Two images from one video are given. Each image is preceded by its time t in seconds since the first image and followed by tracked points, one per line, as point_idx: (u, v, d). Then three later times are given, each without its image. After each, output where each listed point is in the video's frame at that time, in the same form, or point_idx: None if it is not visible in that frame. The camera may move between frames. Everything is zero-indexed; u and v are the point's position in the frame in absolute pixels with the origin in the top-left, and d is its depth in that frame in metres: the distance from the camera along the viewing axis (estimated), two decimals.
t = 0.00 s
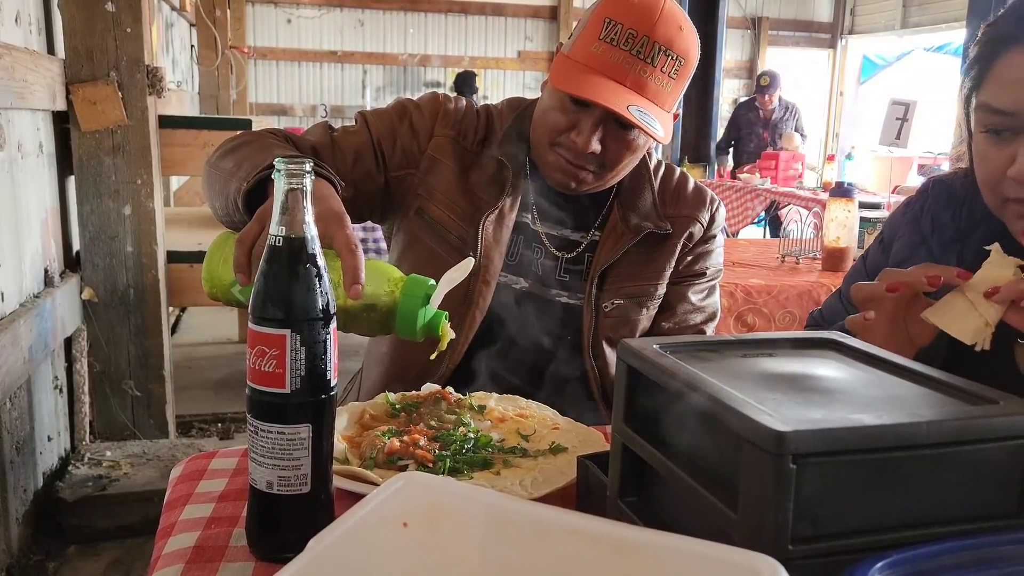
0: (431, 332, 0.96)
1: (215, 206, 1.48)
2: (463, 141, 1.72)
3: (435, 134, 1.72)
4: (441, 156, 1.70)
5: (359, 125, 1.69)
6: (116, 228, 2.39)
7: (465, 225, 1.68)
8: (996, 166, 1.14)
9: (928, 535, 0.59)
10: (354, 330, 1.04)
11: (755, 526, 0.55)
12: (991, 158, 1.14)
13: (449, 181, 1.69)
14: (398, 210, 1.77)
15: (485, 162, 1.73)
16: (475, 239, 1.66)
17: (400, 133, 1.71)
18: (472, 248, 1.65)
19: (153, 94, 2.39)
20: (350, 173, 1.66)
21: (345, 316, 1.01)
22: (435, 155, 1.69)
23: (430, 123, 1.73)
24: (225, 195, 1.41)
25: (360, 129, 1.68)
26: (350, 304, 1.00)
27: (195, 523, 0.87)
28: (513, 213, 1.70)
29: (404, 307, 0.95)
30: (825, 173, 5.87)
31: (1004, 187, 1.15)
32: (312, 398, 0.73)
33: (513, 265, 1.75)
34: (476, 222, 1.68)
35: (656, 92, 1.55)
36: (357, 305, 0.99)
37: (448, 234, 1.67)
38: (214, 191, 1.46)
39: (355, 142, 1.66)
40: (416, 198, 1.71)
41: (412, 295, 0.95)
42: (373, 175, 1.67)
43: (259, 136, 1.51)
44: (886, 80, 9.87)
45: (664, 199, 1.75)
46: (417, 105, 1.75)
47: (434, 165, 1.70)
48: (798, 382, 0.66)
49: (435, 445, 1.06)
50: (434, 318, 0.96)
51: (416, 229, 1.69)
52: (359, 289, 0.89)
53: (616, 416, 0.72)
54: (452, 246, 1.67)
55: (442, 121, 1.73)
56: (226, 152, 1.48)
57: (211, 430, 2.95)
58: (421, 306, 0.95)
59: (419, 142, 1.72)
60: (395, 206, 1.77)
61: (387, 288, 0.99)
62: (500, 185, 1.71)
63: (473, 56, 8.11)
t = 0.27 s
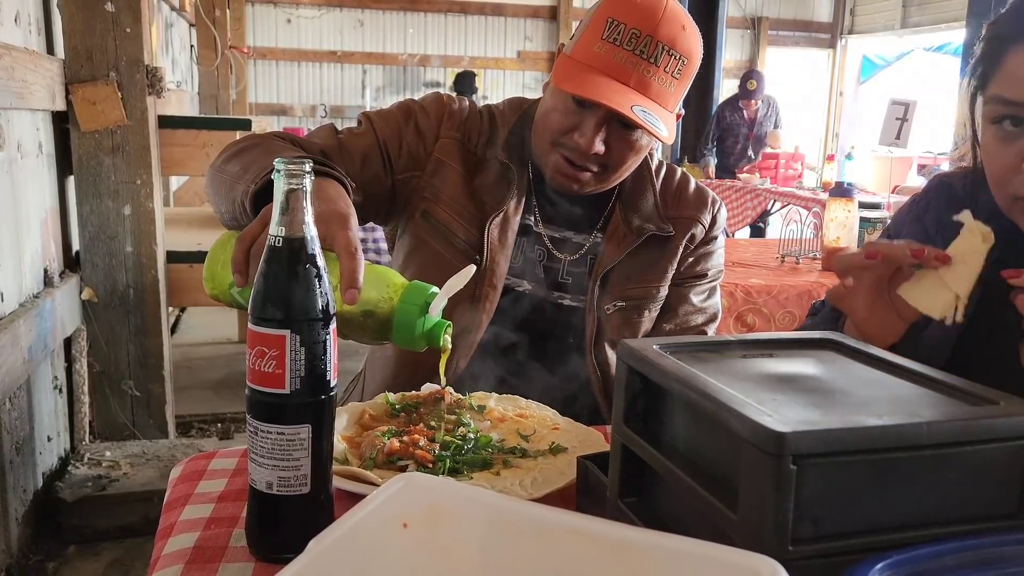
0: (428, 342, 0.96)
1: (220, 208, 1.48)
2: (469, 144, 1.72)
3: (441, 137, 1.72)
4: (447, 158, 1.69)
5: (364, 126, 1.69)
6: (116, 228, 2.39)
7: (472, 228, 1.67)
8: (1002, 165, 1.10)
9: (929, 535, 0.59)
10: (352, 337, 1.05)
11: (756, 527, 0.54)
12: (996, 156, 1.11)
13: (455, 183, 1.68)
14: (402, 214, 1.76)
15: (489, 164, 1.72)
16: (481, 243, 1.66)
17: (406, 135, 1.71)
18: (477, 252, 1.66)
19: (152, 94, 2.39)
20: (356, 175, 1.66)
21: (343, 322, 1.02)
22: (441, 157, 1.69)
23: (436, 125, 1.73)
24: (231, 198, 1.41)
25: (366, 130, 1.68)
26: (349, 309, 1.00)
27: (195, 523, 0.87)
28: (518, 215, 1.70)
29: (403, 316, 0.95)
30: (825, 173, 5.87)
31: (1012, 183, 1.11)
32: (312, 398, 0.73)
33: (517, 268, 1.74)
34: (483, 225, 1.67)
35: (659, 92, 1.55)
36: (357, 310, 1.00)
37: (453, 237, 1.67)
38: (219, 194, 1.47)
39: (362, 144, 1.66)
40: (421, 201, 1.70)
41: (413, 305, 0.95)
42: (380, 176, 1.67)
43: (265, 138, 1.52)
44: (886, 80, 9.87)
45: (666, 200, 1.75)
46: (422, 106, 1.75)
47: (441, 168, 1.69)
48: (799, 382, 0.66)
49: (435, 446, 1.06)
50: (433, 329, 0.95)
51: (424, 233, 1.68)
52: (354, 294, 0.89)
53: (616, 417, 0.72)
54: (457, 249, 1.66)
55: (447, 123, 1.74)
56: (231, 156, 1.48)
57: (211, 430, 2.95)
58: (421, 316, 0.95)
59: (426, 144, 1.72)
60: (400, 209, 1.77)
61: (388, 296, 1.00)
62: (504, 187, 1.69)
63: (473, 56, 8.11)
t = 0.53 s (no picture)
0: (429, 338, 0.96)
1: (223, 209, 1.49)
2: (470, 144, 1.72)
3: (442, 137, 1.72)
4: (448, 159, 1.69)
5: (365, 127, 1.68)
6: (115, 228, 2.39)
7: (474, 229, 1.68)
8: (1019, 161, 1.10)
9: (928, 535, 0.59)
10: (353, 333, 1.05)
11: (755, 527, 0.54)
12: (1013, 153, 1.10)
13: (456, 184, 1.68)
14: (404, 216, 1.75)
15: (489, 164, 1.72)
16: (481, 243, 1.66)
17: (408, 136, 1.71)
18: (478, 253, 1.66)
19: (152, 94, 2.39)
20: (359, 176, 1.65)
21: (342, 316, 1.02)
22: (443, 158, 1.69)
23: (437, 126, 1.73)
24: (235, 199, 1.42)
25: (368, 131, 1.67)
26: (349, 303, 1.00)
27: (194, 523, 0.87)
28: (518, 215, 1.72)
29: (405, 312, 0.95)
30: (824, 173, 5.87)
31: None
32: (311, 398, 0.73)
33: (516, 269, 1.75)
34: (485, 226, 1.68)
35: (656, 93, 1.55)
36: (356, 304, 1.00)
37: (455, 238, 1.67)
38: (222, 195, 1.47)
39: (364, 145, 1.65)
40: (422, 202, 1.70)
41: (414, 300, 0.96)
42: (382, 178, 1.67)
43: (266, 138, 1.51)
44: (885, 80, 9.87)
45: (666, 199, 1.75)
46: (422, 106, 1.75)
47: (442, 168, 1.69)
48: (799, 382, 0.65)
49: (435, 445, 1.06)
50: (434, 324, 0.96)
51: (425, 234, 1.68)
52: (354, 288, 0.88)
53: (616, 417, 0.72)
54: (458, 250, 1.66)
55: (447, 124, 1.73)
56: (233, 156, 1.48)
57: (211, 430, 2.95)
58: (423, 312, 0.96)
59: (427, 145, 1.72)
60: (401, 210, 1.76)
61: (388, 289, 1.00)
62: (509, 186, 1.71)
63: (473, 56, 8.11)
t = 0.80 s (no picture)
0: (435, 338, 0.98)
1: (222, 207, 1.48)
2: (466, 143, 1.72)
3: (438, 137, 1.71)
4: (444, 158, 1.69)
5: (362, 127, 1.67)
6: (115, 228, 2.39)
7: (469, 229, 1.68)
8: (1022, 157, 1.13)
9: (927, 535, 0.59)
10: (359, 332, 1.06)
11: (755, 527, 0.54)
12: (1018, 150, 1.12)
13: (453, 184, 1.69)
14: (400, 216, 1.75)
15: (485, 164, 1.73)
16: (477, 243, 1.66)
17: (404, 135, 1.70)
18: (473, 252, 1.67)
19: (151, 94, 2.39)
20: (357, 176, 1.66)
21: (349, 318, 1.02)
22: (439, 157, 1.69)
23: (433, 125, 1.72)
24: (235, 193, 1.41)
25: (363, 131, 1.66)
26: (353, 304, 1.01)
27: (194, 523, 0.87)
28: (513, 216, 1.71)
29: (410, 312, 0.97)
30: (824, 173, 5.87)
31: None
32: (311, 398, 0.73)
33: (513, 267, 1.75)
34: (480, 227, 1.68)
35: (650, 92, 1.54)
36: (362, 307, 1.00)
37: (450, 238, 1.68)
38: (221, 192, 1.47)
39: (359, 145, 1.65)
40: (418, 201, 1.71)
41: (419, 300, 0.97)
42: (377, 177, 1.67)
43: (264, 137, 1.50)
44: (885, 80, 9.87)
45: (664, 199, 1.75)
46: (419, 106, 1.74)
47: (438, 168, 1.69)
48: (799, 382, 0.65)
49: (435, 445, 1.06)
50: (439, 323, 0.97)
51: (422, 234, 1.69)
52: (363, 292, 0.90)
53: (616, 417, 0.72)
54: (456, 250, 1.67)
55: (444, 123, 1.73)
56: (232, 153, 1.48)
57: (211, 430, 2.95)
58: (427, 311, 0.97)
59: (423, 145, 1.71)
60: (397, 208, 1.76)
61: (392, 290, 1.00)
62: (498, 189, 1.70)
63: (472, 57, 8.11)
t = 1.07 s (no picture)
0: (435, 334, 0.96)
1: (218, 214, 1.48)
2: (459, 143, 1.71)
3: (432, 138, 1.72)
4: (438, 160, 1.70)
5: (356, 132, 1.69)
6: (115, 228, 2.39)
7: (465, 229, 1.68)
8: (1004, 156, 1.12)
9: (927, 535, 0.59)
10: (362, 329, 1.06)
11: (755, 527, 0.55)
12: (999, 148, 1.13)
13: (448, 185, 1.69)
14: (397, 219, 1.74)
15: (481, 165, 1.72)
16: (473, 243, 1.66)
17: (399, 138, 1.71)
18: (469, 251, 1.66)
19: (151, 94, 2.39)
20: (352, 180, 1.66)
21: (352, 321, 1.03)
22: (433, 159, 1.70)
23: (427, 127, 1.73)
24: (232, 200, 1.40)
25: (358, 136, 1.68)
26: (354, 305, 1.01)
27: (194, 523, 0.87)
28: (509, 216, 1.72)
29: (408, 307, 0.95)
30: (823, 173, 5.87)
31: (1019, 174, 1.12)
32: (311, 398, 0.73)
33: (511, 268, 1.74)
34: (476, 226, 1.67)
35: (645, 87, 1.54)
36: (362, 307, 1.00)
37: (446, 238, 1.67)
38: (218, 199, 1.46)
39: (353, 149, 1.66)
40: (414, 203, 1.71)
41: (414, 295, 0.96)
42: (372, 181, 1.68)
43: (259, 142, 1.50)
44: (884, 80, 9.87)
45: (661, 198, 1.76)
46: (412, 108, 1.75)
47: (433, 170, 1.70)
48: (799, 382, 0.65)
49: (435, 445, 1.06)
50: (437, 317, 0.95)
51: (418, 234, 1.68)
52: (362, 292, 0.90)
53: (616, 417, 0.72)
54: (452, 250, 1.66)
55: (437, 124, 1.74)
56: (227, 160, 1.48)
57: (210, 430, 2.95)
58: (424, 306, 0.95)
59: (417, 147, 1.73)
60: (394, 211, 1.77)
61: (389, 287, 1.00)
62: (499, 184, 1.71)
63: (472, 56, 8.11)
